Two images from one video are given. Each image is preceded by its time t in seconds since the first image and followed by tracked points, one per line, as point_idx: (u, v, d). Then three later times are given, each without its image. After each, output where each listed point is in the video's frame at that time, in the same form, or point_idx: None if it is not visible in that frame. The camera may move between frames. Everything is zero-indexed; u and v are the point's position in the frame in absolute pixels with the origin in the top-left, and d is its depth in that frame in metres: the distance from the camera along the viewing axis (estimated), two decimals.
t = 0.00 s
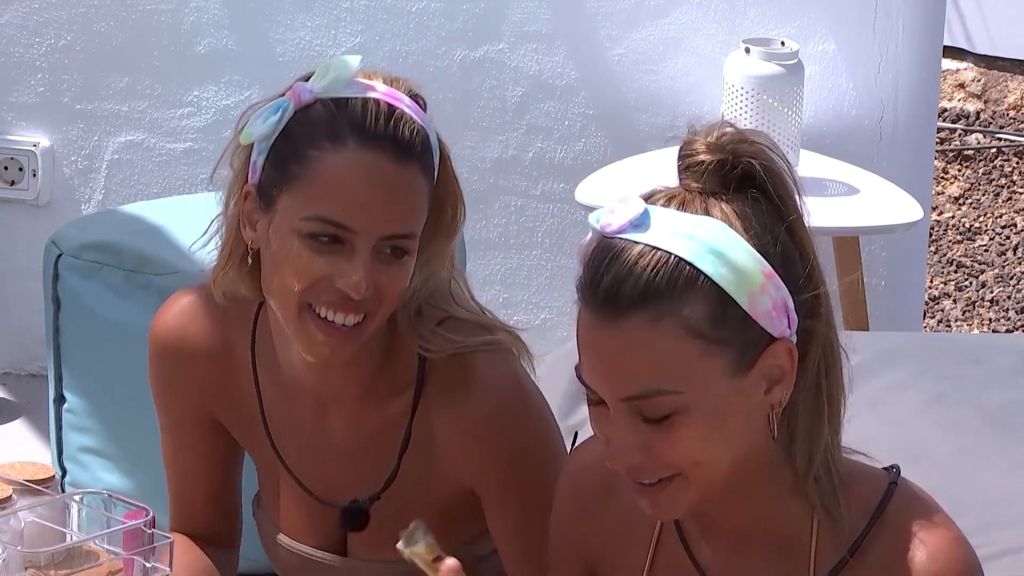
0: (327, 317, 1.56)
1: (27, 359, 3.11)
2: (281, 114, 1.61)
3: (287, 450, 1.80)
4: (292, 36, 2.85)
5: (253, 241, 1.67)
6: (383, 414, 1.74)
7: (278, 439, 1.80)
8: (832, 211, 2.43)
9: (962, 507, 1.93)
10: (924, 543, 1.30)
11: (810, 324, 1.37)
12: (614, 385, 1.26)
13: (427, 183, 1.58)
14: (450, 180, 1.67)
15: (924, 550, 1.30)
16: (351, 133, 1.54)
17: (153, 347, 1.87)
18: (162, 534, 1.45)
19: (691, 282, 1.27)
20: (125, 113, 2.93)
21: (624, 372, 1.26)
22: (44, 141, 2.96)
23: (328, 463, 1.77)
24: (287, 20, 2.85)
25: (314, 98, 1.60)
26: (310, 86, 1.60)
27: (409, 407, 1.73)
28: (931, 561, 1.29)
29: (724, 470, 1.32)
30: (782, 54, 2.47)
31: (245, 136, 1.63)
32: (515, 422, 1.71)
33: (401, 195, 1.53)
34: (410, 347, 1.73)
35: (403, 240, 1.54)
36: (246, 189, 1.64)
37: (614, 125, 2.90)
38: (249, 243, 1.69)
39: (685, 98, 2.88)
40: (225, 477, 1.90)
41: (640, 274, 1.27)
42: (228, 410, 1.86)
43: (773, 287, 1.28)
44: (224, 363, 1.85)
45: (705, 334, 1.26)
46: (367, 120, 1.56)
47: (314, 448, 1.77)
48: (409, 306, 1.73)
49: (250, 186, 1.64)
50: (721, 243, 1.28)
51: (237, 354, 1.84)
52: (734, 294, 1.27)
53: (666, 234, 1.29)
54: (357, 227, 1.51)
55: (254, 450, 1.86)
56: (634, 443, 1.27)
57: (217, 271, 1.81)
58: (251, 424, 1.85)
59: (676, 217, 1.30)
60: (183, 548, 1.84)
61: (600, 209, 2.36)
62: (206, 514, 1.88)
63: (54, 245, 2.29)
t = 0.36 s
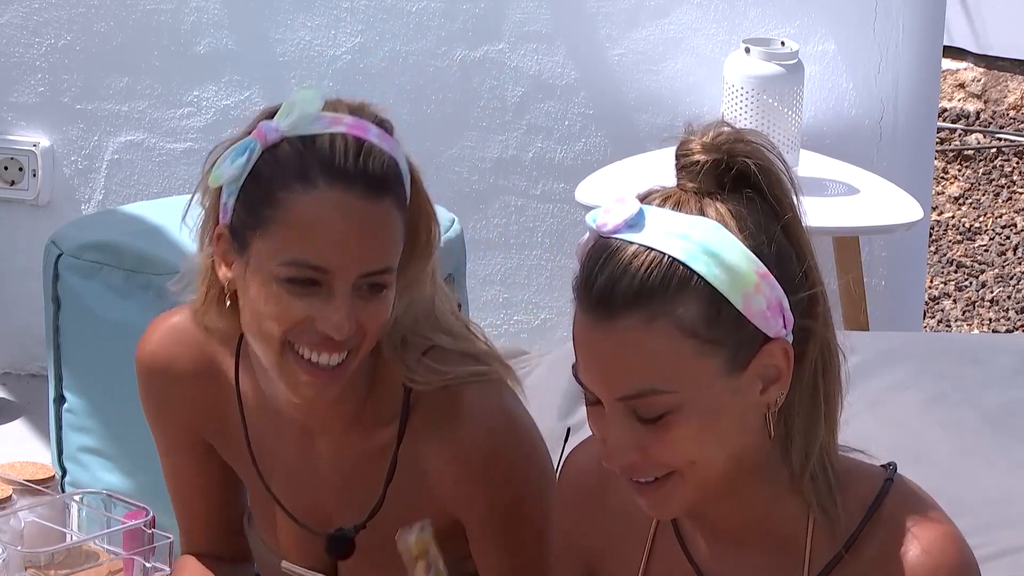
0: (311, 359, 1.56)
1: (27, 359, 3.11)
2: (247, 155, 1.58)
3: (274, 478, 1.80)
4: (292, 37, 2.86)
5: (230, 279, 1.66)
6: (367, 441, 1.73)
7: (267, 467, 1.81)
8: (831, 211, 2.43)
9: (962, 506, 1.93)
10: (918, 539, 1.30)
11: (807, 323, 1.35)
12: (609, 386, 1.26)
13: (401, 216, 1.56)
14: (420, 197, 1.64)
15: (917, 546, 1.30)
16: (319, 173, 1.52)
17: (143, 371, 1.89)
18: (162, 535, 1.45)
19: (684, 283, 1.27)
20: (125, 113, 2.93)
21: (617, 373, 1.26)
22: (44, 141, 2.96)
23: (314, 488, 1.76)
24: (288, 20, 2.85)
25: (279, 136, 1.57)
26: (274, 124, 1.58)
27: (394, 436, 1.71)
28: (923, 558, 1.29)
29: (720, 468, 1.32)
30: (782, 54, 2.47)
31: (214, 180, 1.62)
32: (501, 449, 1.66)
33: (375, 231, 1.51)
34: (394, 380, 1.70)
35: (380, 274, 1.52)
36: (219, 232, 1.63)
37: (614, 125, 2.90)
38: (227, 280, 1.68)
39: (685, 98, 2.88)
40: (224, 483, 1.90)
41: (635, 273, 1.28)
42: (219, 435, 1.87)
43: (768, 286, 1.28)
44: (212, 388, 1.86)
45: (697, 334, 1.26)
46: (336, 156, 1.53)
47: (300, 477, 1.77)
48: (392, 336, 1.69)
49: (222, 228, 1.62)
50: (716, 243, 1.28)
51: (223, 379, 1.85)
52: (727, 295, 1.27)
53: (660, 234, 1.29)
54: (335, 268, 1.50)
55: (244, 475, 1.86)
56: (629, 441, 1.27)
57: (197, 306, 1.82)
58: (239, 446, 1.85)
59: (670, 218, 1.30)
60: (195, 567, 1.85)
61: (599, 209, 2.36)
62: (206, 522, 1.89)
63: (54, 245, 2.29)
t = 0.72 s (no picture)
0: (261, 415, 1.52)
1: (28, 359, 3.11)
2: (182, 214, 1.54)
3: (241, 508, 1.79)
4: (292, 37, 2.86)
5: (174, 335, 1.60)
6: (328, 475, 1.70)
7: (234, 496, 1.80)
8: (830, 212, 2.43)
9: (963, 505, 1.93)
10: (914, 539, 1.30)
11: (810, 328, 1.36)
12: (596, 365, 1.26)
13: (342, 266, 1.51)
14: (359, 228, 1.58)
15: (911, 547, 1.30)
16: (254, 233, 1.47)
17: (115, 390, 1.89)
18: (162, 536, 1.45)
19: (676, 271, 1.27)
20: (125, 113, 2.93)
21: (603, 356, 1.26)
22: (44, 142, 2.96)
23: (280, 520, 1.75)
24: (288, 20, 2.85)
25: (213, 193, 1.53)
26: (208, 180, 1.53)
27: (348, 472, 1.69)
28: (917, 559, 1.29)
29: (711, 458, 1.32)
30: (783, 54, 2.47)
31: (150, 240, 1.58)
32: (465, 487, 1.63)
33: (316, 284, 1.46)
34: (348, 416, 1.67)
35: (321, 325, 1.48)
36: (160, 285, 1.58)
37: (614, 125, 2.89)
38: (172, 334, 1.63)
39: (685, 97, 2.88)
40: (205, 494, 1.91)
41: (630, 258, 1.28)
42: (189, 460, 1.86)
43: (760, 286, 1.27)
44: (178, 413, 1.84)
45: (686, 325, 1.26)
46: (270, 213, 1.48)
47: (265, 511, 1.76)
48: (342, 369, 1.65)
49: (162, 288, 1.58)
50: (715, 236, 1.27)
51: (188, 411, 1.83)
52: (719, 289, 1.26)
53: (662, 221, 1.29)
54: (279, 331, 1.45)
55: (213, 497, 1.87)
56: (614, 425, 1.28)
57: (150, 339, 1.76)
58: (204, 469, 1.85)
59: (675, 207, 1.30)
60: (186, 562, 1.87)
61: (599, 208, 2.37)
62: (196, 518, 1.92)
63: (54, 245, 2.29)
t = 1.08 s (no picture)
0: (254, 394, 1.51)
1: (28, 358, 3.11)
2: (175, 193, 1.55)
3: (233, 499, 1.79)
4: (292, 36, 2.86)
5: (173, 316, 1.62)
6: (330, 460, 1.72)
7: (227, 486, 1.79)
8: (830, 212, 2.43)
9: (963, 504, 1.93)
10: (920, 536, 1.31)
11: (823, 325, 1.35)
12: (618, 369, 1.24)
13: (336, 244, 1.52)
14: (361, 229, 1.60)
15: (919, 544, 1.30)
16: (245, 211, 1.49)
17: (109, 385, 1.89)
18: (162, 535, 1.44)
19: (701, 271, 1.27)
20: (125, 113, 2.93)
21: (625, 359, 1.24)
22: (44, 141, 2.96)
23: (273, 511, 1.75)
24: (288, 20, 2.85)
25: (205, 172, 1.55)
26: (200, 162, 1.55)
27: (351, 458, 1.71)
28: (923, 556, 1.30)
29: (721, 466, 1.30)
30: (783, 54, 2.47)
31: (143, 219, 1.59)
32: (474, 479, 1.67)
33: (308, 262, 1.47)
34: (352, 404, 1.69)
35: (311, 303, 1.48)
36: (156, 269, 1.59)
37: (614, 125, 2.89)
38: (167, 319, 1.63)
39: (685, 97, 2.88)
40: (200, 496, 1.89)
41: (653, 260, 1.27)
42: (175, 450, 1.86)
43: (782, 282, 1.28)
44: (169, 406, 1.84)
45: (712, 324, 1.26)
46: (260, 192, 1.50)
47: (261, 499, 1.76)
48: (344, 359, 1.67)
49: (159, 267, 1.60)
50: (735, 234, 1.28)
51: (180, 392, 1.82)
52: (743, 286, 1.26)
53: (681, 221, 1.28)
54: (268, 304, 1.45)
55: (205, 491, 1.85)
56: (634, 428, 1.25)
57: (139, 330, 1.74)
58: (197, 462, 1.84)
59: (692, 207, 1.29)
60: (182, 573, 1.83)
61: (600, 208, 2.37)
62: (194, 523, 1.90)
63: (54, 245, 2.28)
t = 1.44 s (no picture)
0: (313, 264, 1.54)
1: (27, 357, 3.12)
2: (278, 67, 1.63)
3: (324, 412, 1.75)
4: (292, 35, 2.85)
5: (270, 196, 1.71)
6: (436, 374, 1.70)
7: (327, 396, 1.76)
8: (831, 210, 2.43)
9: (964, 504, 1.93)
10: (923, 539, 1.29)
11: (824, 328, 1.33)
12: (619, 366, 1.22)
13: (402, 133, 1.53)
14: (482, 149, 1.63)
15: (923, 544, 1.28)
16: (308, 79, 1.53)
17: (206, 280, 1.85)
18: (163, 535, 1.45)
19: (708, 271, 1.23)
20: (125, 112, 2.93)
21: (627, 356, 1.22)
22: (44, 140, 2.96)
23: (370, 422, 1.71)
24: (288, 19, 2.84)
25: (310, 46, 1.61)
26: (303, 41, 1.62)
27: (465, 375, 1.69)
28: (927, 556, 1.28)
29: (723, 466, 1.28)
30: (783, 52, 2.47)
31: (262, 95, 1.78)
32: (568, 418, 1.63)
33: (362, 143, 1.50)
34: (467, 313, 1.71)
35: (371, 177, 1.52)
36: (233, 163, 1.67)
37: (614, 123, 2.90)
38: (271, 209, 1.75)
39: (685, 96, 2.88)
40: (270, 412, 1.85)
41: (658, 261, 1.24)
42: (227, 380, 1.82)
43: (788, 285, 1.25)
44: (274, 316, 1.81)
45: (714, 326, 1.22)
46: (327, 62, 1.53)
47: (359, 408, 1.73)
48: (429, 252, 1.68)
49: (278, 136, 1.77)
50: (743, 234, 1.24)
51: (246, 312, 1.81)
52: (749, 287, 1.23)
53: (688, 220, 1.25)
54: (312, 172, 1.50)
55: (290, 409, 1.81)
56: (630, 427, 1.22)
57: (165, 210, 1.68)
58: (288, 381, 1.80)
59: (701, 205, 1.26)
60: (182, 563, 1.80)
61: (601, 207, 2.36)
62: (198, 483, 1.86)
63: (54, 244, 2.28)
